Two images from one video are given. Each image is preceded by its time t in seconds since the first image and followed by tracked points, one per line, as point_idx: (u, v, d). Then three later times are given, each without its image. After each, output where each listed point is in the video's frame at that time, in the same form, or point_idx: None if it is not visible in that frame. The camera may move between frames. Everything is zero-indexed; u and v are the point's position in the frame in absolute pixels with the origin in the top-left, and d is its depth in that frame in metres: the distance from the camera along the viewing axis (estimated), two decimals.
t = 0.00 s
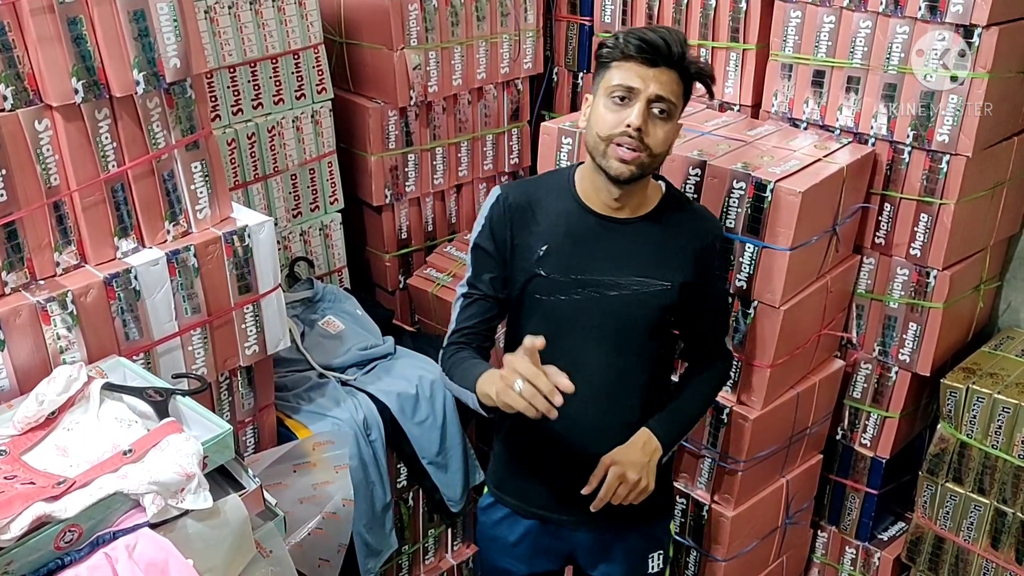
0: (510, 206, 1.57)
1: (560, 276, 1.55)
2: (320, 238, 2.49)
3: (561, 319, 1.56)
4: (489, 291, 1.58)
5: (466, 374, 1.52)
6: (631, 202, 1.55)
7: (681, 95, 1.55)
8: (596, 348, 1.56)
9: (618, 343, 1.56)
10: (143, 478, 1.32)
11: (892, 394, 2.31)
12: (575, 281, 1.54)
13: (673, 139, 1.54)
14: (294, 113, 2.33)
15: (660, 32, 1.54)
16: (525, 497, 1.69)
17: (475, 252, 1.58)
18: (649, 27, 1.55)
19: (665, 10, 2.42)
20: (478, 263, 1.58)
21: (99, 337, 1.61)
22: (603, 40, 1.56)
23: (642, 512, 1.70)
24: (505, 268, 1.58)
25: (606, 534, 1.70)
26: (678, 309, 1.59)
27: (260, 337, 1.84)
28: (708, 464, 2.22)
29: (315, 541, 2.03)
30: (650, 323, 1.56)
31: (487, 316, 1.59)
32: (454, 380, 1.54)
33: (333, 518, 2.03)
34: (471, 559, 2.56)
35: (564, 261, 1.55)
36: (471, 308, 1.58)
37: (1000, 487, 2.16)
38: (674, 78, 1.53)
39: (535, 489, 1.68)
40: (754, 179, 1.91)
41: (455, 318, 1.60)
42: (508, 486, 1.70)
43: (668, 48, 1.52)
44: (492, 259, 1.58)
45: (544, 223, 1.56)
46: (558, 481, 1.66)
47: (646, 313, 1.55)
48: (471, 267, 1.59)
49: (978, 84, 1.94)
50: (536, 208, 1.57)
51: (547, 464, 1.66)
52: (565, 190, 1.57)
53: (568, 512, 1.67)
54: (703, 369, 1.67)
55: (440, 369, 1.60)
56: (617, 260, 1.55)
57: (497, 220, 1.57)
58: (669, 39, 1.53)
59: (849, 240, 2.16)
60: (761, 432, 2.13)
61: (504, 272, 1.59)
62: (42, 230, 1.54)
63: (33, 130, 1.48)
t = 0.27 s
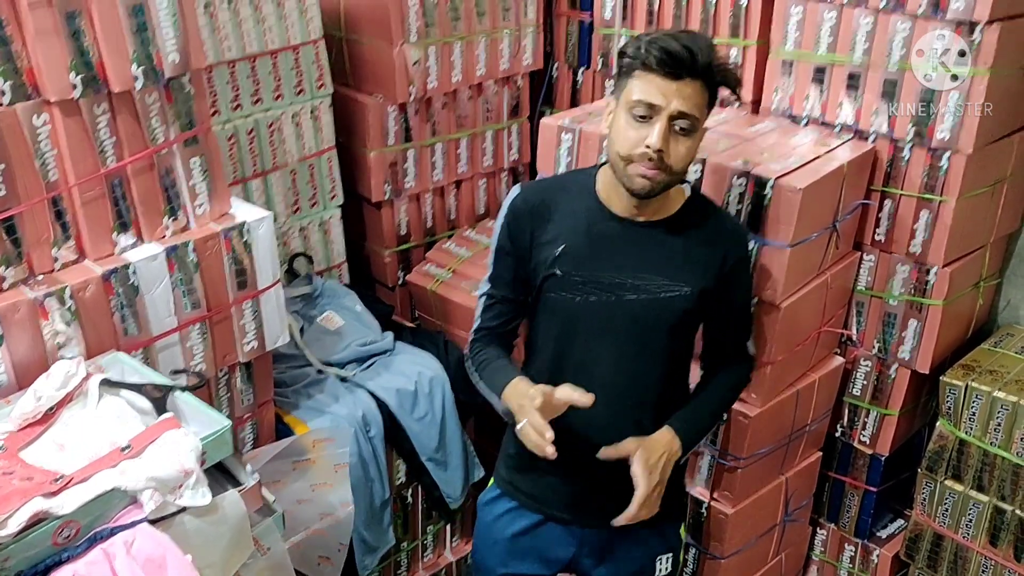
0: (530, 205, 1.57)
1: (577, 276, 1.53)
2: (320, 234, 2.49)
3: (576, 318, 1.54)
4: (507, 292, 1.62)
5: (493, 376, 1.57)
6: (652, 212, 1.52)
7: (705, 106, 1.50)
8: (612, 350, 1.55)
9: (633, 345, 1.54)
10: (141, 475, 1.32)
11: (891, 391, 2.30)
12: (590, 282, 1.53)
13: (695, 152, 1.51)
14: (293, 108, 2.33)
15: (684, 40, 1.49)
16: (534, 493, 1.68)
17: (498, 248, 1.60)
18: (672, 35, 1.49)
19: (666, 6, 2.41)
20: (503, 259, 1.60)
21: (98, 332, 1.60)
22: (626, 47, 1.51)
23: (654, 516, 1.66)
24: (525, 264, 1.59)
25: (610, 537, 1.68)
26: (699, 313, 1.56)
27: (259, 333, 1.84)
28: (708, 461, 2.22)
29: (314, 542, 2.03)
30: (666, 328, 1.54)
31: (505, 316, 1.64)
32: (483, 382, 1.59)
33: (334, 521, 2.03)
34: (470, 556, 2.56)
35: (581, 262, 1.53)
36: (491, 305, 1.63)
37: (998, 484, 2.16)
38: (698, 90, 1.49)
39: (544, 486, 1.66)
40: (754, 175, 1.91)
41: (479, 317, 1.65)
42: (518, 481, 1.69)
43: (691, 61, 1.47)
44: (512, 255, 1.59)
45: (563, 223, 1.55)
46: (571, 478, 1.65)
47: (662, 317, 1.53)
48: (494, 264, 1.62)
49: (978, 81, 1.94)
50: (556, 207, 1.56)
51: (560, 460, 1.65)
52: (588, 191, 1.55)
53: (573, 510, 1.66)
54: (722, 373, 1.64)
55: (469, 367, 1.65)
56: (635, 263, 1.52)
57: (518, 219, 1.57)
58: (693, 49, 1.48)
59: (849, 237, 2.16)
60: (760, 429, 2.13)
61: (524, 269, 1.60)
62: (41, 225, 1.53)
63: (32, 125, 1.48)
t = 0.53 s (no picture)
0: (532, 203, 1.53)
1: (573, 279, 1.49)
2: (319, 229, 2.49)
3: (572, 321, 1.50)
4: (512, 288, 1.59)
5: (518, 390, 1.54)
6: (649, 222, 1.46)
7: (696, 118, 1.40)
8: (609, 354, 1.51)
9: (631, 352, 1.50)
10: (140, 469, 1.32)
11: (890, 388, 2.31)
12: (588, 286, 1.48)
13: (688, 167, 1.42)
14: (292, 104, 2.33)
15: (668, 52, 1.38)
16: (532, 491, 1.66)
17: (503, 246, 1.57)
18: (657, 47, 1.38)
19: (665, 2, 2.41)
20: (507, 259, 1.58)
21: (96, 328, 1.60)
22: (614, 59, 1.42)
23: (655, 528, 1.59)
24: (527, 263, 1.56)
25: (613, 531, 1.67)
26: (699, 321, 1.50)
27: (257, 329, 1.84)
28: (705, 458, 2.21)
29: (314, 534, 2.03)
30: (665, 336, 1.49)
31: (512, 315, 1.62)
32: (512, 395, 1.55)
33: (332, 512, 2.03)
34: (468, 551, 2.57)
35: (578, 264, 1.49)
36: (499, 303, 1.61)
37: (996, 481, 2.16)
38: (686, 104, 1.38)
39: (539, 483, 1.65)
40: (753, 172, 1.90)
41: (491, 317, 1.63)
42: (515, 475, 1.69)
43: (675, 76, 1.37)
44: (512, 255, 1.56)
45: (563, 223, 1.51)
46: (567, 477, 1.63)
47: (661, 325, 1.48)
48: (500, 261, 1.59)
49: (978, 78, 1.94)
50: (558, 207, 1.52)
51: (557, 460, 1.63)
52: (589, 193, 1.50)
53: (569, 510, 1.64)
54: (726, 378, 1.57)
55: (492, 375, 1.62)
56: (635, 269, 1.47)
57: (520, 219, 1.54)
58: (677, 63, 1.37)
59: (848, 234, 2.16)
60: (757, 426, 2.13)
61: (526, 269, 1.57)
62: (39, 220, 1.53)
63: (30, 120, 1.47)
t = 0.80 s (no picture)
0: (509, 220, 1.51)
1: (560, 291, 1.48)
2: (318, 232, 2.49)
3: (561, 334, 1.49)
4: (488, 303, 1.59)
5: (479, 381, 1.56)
6: (630, 224, 1.46)
7: (658, 105, 1.41)
8: (598, 365, 1.49)
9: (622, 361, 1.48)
10: (139, 472, 1.32)
11: (889, 390, 2.31)
12: (576, 297, 1.47)
13: (660, 155, 1.42)
14: (292, 107, 2.33)
15: (615, 47, 1.39)
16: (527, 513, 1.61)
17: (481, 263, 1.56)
18: (604, 46, 1.40)
19: (665, 5, 2.41)
20: (486, 275, 1.56)
21: (95, 331, 1.60)
22: (565, 70, 1.43)
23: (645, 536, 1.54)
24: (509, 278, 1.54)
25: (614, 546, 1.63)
26: (686, 326, 1.50)
27: (257, 331, 1.84)
28: (704, 459, 2.20)
29: (310, 538, 2.03)
30: (656, 343, 1.48)
31: (491, 327, 1.61)
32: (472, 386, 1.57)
33: (330, 516, 2.04)
34: (468, 554, 2.56)
35: (564, 276, 1.47)
36: (479, 318, 1.61)
37: (995, 485, 2.16)
38: (645, 92, 1.40)
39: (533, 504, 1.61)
40: (752, 175, 1.91)
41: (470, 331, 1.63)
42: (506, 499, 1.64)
43: (629, 67, 1.38)
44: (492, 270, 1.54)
45: (543, 236, 1.49)
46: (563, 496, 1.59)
47: (651, 332, 1.46)
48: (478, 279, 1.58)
49: (976, 82, 1.94)
50: (536, 221, 1.50)
51: (552, 478, 1.59)
52: (566, 205, 1.49)
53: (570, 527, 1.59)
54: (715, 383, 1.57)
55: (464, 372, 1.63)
56: (622, 276, 1.46)
57: (498, 234, 1.52)
58: (627, 55, 1.38)
59: (847, 237, 2.16)
60: (756, 428, 2.13)
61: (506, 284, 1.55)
62: (37, 222, 1.53)
63: (29, 122, 1.47)
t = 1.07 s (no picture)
0: (484, 235, 1.48)
1: (546, 299, 1.45)
2: (317, 238, 2.48)
3: (553, 342, 1.46)
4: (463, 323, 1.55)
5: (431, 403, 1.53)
6: (609, 218, 1.45)
7: (613, 89, 1.43)
8: (592, 372, 1.47)
9: (611, 365, 1.47)
10: (138, 478, 1.31)
11: (889, 397, 2.30)
12: (563, 303, 1.45)
13: (627, 136, 1.42)
14: (292, 112, 2.33)
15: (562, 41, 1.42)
16: (525, 525, 1.60)
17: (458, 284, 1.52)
18: (550, 43, 1.42)
19: (665, 11, 2.42)
20: (461, 295, 1.53)
21: (94, 337, 1.60)
22: (516, 77, 1.45)
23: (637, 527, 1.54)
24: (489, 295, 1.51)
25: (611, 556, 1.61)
26: (671, 322, 1.49)
27: (256, 337, 1.83)
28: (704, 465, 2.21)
29: (305, 545, 1.99)
30: (644, 344, 1.46)
31: (467, 345, 1.56)
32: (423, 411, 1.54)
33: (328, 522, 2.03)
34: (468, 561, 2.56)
35: (549, 284, 1.45)
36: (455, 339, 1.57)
37: (996, 491, 2.16)
38: (599, 78, 1.42)
39: (529, 516, 1.59)
40: (751, 181, 1.91)
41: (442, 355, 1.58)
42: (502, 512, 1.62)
43: (579, 54, 1.40)
44: (469, 287, 1.51)
45: (522, 248, 1.47)
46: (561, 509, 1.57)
47: (637, 333, 1.45)
48: (454, 300, 1.54)
49: (976, 88, 1.94)
50: (511, 233, 1.47)
51: (549, 491, 1.56)
52: (539, 214, 1.47)
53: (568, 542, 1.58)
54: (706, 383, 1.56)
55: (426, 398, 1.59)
56: (607, 279, 1.44)
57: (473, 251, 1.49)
58: (575, 44, 1.41)
59: (847, 242, 2.16)
60: (756, 434, 2.13)
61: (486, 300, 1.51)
62: (37, 228, 1.53)
63: (29, 128, 1.48)
